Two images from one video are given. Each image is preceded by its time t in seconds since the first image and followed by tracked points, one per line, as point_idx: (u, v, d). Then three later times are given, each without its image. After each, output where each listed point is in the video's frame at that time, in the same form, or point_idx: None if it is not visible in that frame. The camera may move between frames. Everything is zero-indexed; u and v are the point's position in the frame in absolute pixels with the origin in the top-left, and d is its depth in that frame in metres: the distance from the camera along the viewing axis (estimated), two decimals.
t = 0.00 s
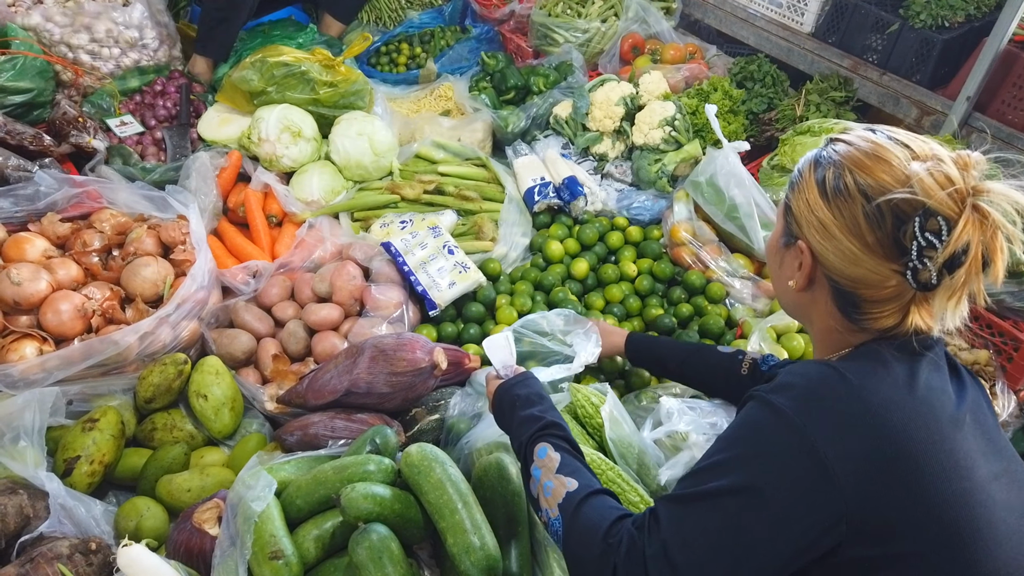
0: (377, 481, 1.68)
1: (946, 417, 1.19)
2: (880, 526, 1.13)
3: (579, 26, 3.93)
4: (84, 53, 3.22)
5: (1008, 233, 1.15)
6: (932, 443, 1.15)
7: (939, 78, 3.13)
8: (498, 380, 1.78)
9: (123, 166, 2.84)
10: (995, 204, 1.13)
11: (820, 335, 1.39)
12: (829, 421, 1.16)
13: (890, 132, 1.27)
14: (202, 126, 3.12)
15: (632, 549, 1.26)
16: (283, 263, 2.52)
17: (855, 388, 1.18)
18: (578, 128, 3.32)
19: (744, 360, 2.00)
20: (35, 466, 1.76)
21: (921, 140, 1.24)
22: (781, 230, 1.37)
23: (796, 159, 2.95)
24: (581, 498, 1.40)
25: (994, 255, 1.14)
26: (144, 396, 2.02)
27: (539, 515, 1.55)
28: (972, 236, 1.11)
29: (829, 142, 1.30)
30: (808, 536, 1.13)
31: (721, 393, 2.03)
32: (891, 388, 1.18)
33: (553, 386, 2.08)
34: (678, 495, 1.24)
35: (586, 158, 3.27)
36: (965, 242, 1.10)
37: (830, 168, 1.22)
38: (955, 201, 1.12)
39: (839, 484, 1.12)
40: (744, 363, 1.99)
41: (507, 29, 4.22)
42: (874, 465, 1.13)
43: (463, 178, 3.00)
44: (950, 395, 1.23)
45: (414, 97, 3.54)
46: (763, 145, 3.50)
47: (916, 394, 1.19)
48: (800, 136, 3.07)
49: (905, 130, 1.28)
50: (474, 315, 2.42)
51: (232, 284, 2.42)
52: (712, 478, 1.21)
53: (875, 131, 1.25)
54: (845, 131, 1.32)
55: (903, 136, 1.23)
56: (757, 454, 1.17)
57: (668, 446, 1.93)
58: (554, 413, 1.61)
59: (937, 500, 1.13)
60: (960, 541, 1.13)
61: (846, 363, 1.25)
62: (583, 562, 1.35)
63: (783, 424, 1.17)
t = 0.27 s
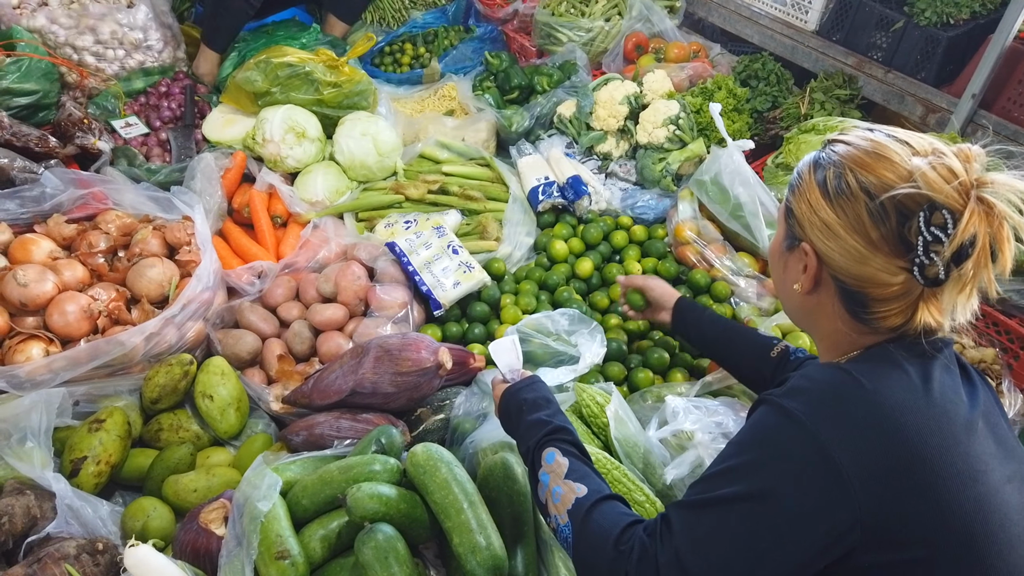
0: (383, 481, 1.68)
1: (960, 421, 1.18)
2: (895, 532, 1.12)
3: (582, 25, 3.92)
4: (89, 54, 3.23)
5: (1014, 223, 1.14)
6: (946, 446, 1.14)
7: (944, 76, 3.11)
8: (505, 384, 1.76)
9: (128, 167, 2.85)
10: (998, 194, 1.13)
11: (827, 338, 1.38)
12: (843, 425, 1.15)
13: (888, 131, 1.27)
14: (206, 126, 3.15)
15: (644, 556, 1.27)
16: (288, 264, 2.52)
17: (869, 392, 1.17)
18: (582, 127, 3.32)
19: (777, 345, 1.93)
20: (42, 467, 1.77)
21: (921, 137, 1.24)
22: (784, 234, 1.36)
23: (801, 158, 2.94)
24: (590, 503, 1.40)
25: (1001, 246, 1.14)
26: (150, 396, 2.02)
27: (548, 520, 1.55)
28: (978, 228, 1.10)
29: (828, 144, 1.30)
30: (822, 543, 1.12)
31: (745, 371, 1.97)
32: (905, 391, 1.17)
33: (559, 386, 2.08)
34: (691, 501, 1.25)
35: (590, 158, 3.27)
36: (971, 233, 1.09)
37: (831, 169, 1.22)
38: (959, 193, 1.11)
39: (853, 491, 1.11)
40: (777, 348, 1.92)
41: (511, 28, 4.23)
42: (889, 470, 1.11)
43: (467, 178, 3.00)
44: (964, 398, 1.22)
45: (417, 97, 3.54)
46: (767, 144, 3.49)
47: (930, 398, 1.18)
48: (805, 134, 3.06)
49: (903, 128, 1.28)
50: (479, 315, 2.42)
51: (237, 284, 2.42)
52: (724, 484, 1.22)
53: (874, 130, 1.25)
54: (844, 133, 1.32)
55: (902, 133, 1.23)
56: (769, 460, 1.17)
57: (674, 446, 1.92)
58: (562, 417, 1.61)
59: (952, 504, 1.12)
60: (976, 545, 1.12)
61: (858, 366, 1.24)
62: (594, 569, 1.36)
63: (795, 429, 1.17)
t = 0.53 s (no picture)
0: (385, 480, 1.68)
1: (958, 421, 1.18)
2: (892, 530, 1.12)
3: (584, 25, 3.92)
4: (92, 54, 3.24)
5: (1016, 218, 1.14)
6: (945, 446, 1.14)
7: (947, 75, 3.10)
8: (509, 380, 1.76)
9: (131, 167, 2.86)
10: (1002, 191, 1.13)
11: (830, 337, 1.38)
12: (840, 423, 1.15)
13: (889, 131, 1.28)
14: (209, 126, 3.17)
15: (641, 554, 1.27)
16: (290, 263, 2.52)
17: (867, 391, 1.17)
18: (584, 127, 3.31)
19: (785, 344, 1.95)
20: (45, 466, 1.77)
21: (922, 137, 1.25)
22: (786, 234, 1.36)
23: (804, 157, 2.94)
24: (589, 500, 1.40)
25: (1006, 243, 1.15)
26: (152, 396, 2.03)
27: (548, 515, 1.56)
28: (983, 224, 1.10)
29: (829, 144, 1.30)
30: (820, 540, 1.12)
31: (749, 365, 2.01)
32: (902, 390, 1.18)
33: (561, 385, 2.08)
34: (688, 498, 1.24)
35: (592, 158, 3.27)
36: (975, 229, 1.09)
37: (833, 167, 1.22)
38: (963, 190, 1.11)
39: (849, 491, 1.11)
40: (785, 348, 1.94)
41: (513, 28, 4.23)
42: (886, 468, 1.12)
43: (469, 177, 3.00)
44: (963, 398, 1.22)
45: (420, 97, 3.55)
46: (769, 143, 3.49)
47: (928, 397, 1.18)
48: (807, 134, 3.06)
49: (905, 127, 1.28)
50: (481, 314, 2.42)
51: (240, 284, 2.43)
52: (721, 482, 1.21)
53: (876, 129, 1.26)
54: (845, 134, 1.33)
55: (904, 132, 1.24)
56: (767, 459, 1.17)
57: (676, 445, 1.92)
58: (565, 413, 1.61)
59: (952, 504, 1.12)
60: (977, 546, 1.12)
61: (857, 365, 1.24)
62: (592, 566, 1.35)
63: (792, 428, 1.17)
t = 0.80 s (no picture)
0: (386, 480, 1.69)
1: (955, 417, 1.18)
2: (890, 525, 1.13)
3: (585, 25, 3.93)
4: (93, 54, 3.24)
5: None
6: (942, 441, 1.15)
7: (948, 75, 3.10)
8: (507, 381, 1.78)
9: (133, 167, 2.86)
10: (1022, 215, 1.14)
11: (829, 336, 1.39)
12: (839, 420, 1.15)
13: (910, 133, 1.25)
14: (211, 127, 3.17)
15: (642, 550, 1.27)
16: (291, 263, 2.52)
17: (865, 388, 1.18)
18: (585, 127, 3.32)
19: (760, 358, 1.96)
20: (46, 465, 1.78)
21: (943, 143, 1.22)
22: (795, 231, 1.34)
23: (804, 157, 2.94)
24: (589, 498, 1.40)
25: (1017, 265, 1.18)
26: (153, 395, 2.03)
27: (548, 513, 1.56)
28: (1001, 249, 1.12)
29: (848, 142, 1.27)
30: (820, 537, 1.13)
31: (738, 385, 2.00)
32: (900, 387, 1.18)
33: (561, 385, 2.08)
34: (687, 495, 1.24)
35: (592, 158, 3.28)
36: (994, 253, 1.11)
37: (858, 172, 1.18)
38: (987, 209, 1.11)
39: (848, 487, 1.12)
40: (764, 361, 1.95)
41: (513, 28, 4.23)
42: (884, 464, 1.12)
43: (470, 177, 3.01)
44: (960, 395, 1.23)
45: (421, 97, 3.55)
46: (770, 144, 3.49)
47: (926, 394, 1.19)
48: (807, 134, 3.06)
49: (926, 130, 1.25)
50: (482, 314, 2.43)
51: (241, 283, 2.44)
52: (720, 480, 1.21)
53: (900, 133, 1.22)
54: (863, 130, 1.29)
55: (928, 139, 1.21)
56: (767, 455, 1.17)
57: (676, 445, 1.93)
58: (565, 411, 1.61)
59: (949, 499, 1.13)
60: (974, 541, 1.12)
61: (855, 362, 1.25)
62: (592, 564, 1.35)
63: (791, 424, 1.17)
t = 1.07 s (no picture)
0: (387, 479, 1.69)
1: (957, 411, 1.19)
2: (892, 519, 1.13)
3: (585, 26, 3.93)
4: (94, 54, 3.25)
5: None
6: (945, 435, 1.15)
7: (948, 76, 3.10)
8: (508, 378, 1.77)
9: (134, 167, 2.87)
10: None
11: (837, 334, 1.38)
12: (843, 414, 1.16)
13: (955, 141, 1.20)
14: (212, 126, 3.17)
15: (646, 545, 1.28)
16: (291, 263, 2.52)
17: (869, 382, 1.19)
18: (585, 128, 3.32)
19: (730, 348, 2.00)
20: (47, 464, 1.78)
21: (987, 155, 1.18)
22: (818, 227, 1.30)
23: (804, 158, 2.94)
24: (593, 494, 1.41)
25: None
26: (154, 395, 2.04)
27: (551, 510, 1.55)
28: None
29: (891, 139, 1.21)
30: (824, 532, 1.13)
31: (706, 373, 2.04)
32: (905, 382, 1.19)
33: (561, 385, 2.09)
34: (692, 490, 1.25)
35: (593, 158, 3.28)
36: None
37: (902, 177, 1.14)
38: None
39: (851, 479, 1.12)
40: (731, 350, 2.00)
41: (514, 29, 4.24)
42: (887, 458, 1.12)
43: (470, 178, 3.01)
44: (963, 390, 1.23)
45: (421, 97, 3.56)
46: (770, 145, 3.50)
47: (930, 389, 1.19)
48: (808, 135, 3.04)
49: (969, 141, 1.22)
50: (482, 314, 2.43)
51: (242, 283, 2.44)
52: (725, 475, 1.22)
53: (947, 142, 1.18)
54: (907, 130, 1.23)
55: (973, 153, 1.17)
56: (771, 450, 1.18)
57: (676, 444, 1.93)
58: (565, 408, 1.62)
59: (952, 493, 1.13)
60: (976, 534, 1.13)
61: (860, 357, 1.25)
62: (594, 561, 1.36)
63: (796, 418, 1.19)
